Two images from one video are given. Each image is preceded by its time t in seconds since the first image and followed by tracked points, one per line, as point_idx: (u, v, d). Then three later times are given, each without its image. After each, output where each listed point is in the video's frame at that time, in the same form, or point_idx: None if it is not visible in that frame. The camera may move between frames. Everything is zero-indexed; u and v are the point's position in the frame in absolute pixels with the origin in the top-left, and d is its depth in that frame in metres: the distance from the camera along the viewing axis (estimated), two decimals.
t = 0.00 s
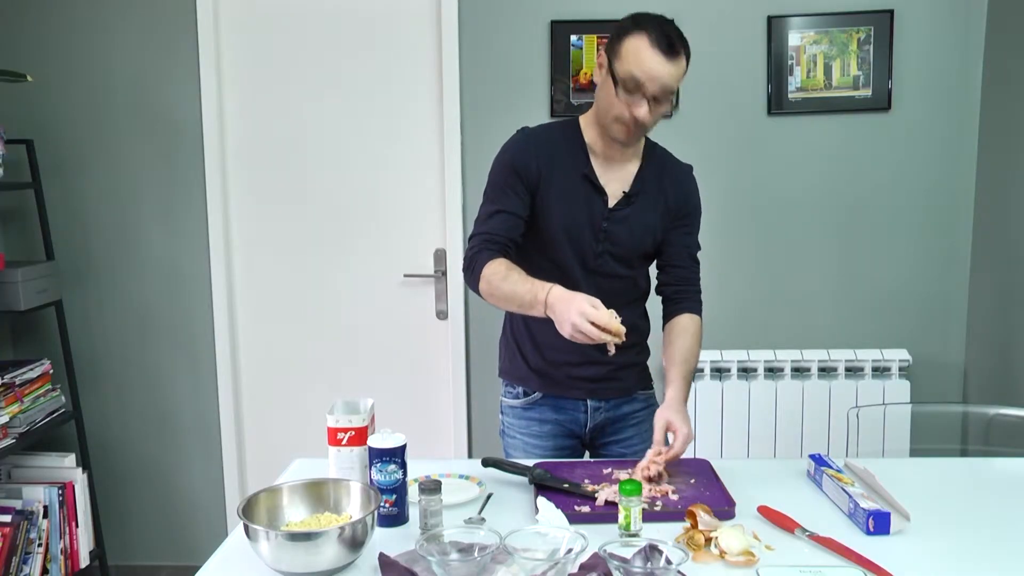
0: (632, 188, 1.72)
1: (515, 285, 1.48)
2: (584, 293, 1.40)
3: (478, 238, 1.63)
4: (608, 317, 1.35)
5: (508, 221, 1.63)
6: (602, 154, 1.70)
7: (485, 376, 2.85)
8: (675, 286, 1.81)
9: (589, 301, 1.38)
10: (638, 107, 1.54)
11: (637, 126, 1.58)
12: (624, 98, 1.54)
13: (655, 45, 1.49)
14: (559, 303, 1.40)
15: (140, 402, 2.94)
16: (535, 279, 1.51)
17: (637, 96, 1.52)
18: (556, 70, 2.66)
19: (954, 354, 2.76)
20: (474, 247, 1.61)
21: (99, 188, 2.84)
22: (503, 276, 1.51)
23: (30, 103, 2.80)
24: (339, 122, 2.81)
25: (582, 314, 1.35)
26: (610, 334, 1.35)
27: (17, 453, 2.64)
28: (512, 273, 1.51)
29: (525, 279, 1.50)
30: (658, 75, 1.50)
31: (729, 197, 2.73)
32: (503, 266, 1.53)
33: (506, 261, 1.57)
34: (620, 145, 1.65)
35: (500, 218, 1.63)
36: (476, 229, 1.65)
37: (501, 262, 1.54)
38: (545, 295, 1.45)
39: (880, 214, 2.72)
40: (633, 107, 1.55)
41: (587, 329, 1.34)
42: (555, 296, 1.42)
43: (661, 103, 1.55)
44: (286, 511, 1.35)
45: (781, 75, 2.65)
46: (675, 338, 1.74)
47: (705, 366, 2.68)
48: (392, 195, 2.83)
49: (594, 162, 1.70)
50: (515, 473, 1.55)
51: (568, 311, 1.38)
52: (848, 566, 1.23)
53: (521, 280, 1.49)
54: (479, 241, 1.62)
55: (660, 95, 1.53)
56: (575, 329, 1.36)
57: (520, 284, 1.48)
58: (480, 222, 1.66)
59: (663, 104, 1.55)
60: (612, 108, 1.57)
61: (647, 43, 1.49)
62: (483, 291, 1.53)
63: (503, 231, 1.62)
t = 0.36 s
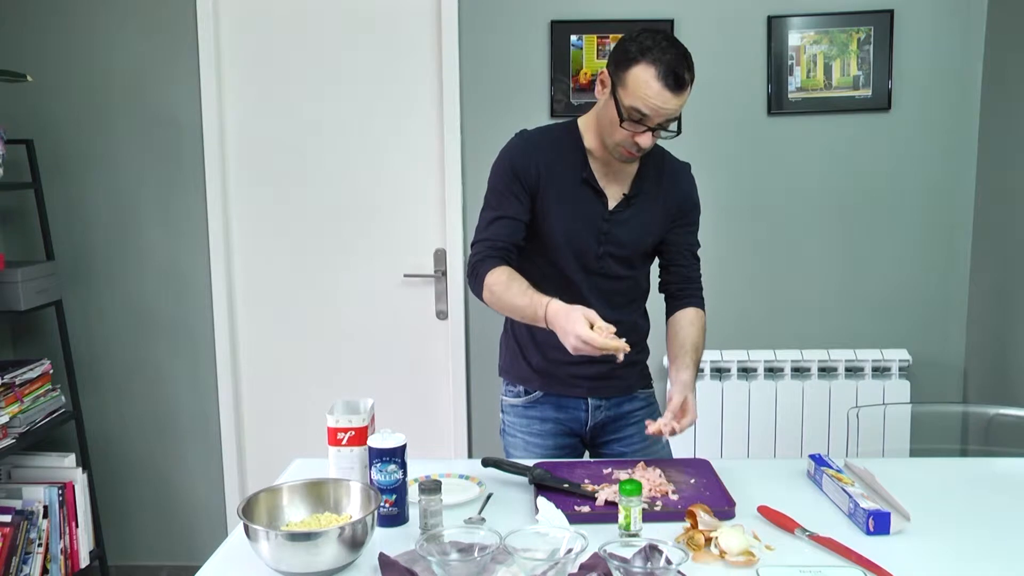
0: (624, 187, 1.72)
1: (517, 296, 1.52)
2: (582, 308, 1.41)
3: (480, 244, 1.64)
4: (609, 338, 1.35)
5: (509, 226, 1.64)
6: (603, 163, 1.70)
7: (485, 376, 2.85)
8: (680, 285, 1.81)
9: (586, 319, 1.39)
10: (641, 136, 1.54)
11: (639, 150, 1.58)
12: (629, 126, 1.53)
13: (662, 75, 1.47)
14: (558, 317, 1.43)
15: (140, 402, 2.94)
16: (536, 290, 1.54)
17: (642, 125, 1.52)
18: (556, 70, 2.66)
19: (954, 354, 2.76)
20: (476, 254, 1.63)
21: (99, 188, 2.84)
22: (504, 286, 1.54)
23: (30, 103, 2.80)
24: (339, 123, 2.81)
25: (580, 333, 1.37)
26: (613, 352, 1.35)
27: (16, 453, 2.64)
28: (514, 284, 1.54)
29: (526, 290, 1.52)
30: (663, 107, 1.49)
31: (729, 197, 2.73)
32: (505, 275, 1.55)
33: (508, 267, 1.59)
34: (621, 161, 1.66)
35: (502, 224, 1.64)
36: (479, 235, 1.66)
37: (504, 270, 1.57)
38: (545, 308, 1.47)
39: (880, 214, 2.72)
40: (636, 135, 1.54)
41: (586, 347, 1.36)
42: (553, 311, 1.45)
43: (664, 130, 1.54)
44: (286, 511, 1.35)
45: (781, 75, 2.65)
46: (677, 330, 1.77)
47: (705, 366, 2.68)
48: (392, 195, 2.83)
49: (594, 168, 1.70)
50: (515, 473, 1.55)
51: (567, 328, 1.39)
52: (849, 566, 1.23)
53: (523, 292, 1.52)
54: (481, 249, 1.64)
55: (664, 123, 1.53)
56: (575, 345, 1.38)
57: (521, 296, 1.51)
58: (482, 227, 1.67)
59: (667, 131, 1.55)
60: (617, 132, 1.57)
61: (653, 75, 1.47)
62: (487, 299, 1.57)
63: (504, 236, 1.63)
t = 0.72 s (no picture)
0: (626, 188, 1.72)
1: (515, 300, 1.53)
2: (580, 316, 1.43)
3: (481, 245, 1.65)
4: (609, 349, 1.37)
5: (510, 227, 1.64)
6: (602, 161, 1.70)
7: (485, 376, 2.85)
8: (680, 285, 1.82)
9: (584, 328, 1.42)
10: (635, 132, 1.53)
11: (634, 148, 1.58)
12: (624, 122, 1.53)
13: (658, 72, 1.47)
14: (557, 324, 1.45)
15: (140, 402, 2.94)
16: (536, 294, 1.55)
17: (637, 122, 1.52)
18: (556, 70, 2.66)
19: (954, 354, 2.77)
20: (479, 255, 1.64)
21: (99, 188, 2.84)
22: (504, 288, 1.55)
23: (30, 103, 2.80)
24: (340, 122, 2.81)
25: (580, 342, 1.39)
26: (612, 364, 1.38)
27: (16, 453, 2.64)
28: (512, 287, 1.55)
29: (524, 294, 1.54)
30: (657, 104, 1.48)
31: (729, 197, 2.73)
32: (505, 277, 1.56)
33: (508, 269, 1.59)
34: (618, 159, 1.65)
35: (502, 224, 1.64)
36: (480, 236, 1.67)
37: (505, 271, 1.58)
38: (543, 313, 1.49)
39: (880, 214, 2.72)
40: (630, 131, 1.53)
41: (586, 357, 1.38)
42: (551, 318, 1.47)
43: (660, 128, 1.53)
44: (286, 511, 1.35)
45: (781, 75, 2.65)
46: (676, 328, 1.78)
47: (705, 366, 2.68)
48: (392, 195, 2.83)
49: (595, 168, 1.70)
50: (515, 473, 1.55)
51: (566, 336, 1.42)
52: (848, 566, 1.23)
53: (522, 296, 1.54)
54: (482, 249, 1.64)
55: (659, 120, 1.52)
56: (574, 353, 1.41)
57: (520, 301, 1.53)
58: (483, 228, 1.68)
59: (662, 129, 1.53)
60: (612, 128, 1.56)
61: (651, 71, 1.47)
62: (486, 299, 1.59)
63: (505, 237, 1.63)
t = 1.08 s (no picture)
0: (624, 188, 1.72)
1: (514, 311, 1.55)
2: (576, 333, 1.44)
3: (484, 246, 1.65)
4: (603, 368, 1.37)
5: (513, 227, 1.64)
6: (599, 159, 1.71)
7: (485, 376, 2.85)
8: (680, 285, 1.82)
9: (579, 345, 1.43)
10: (625, 129, 1.54)
11: (626, 145, 1.58)
12: (614, 117, 1.54)
13: (645, 67, 1.48)
14: (555, 338, 1.47)
15: (140, 402, 2.94)
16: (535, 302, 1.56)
17: (627, 117, 1.53)
18: (556, 70, 2.67)
19: (954, 353, 2.76)
20: (483, 257, 1.64)
21: (99, 188, 2.84)
22: (503, 297, 1.56)
23: (30, 103, 2.80)
24: (340, 122, 2.81)
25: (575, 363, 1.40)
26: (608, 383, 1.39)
27: (16, 453, 2.64)
28: (512, 296, 1.56)
29: (523, 304, 1.55)
30: (645, 98, 1.49)
31: (730, 197, 2.73)
32: (506, 283, 1.57)
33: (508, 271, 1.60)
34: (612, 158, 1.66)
35: (505, 225, 1.64)
36: (482, 237, 1.66)
37: (505, 278, 1.58)
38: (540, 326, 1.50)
39: (880, 214, 2.72)
40: (620, 128, 1.54)
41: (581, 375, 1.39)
42: (548, 332, 1.48)
43: (649, 124, 1.53)
44: (287, 511, 1.35)
45: (781, 75, 2.65)
46: (674, 328, 1.78)
47: (705, 366, 2.68)
48: (392, 195, 2.83)
49: (595, 169, 1.71)
50: (515, 473, 1.55)
51: (563, 353, 1.43)
52: (848, 566, 1.23)
53: (520, 305, 1.55)
54: (486, 251, 1.64)
55: (648, 116, 1.52)
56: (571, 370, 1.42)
57: (518, 311, 1.54)
58: (485, 229, 1.67)
59: (652, 125, 1.54)
60: (604, 124, 1.58)
61: (638, 65, 1.49)
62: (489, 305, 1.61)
63: (508, 237, 1.63)
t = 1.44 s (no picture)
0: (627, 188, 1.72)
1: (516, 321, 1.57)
2: (573, 348, 1.46)
3: (486, 253, 1.67)
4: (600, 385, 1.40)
5: (513, 233, 1.66)
6: (592, 157, 1.71)
7: (485, 376, 2.85)
8: (680, 281, 1.82)
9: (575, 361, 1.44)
10: (601, 115, 1.54)
11: (605, 134, 1.58)
12: (590, 106, 1.55)
13: (613, 50, 1.50)
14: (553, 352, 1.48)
15: (140, 402, 2.94)
16: (535, 311, 1.58)
17: (601, 103, 1.53)
18: (556, 70, 2.67)
19: (954, 353, 2.76)
20: (486, 265, 1.66)
21: (99, 188, 2.84)
22: (505, 307, 1.59)
23: (30, 103, 2.80)
24: (340, 122, 2.81)
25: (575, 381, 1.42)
26: (607, 394, 1.42)
27: (16, 453, 2.64)
28: (513, 307, 1.58)
29: (523, 313, 1.57)
30: (615, 81, 1.50)
31: (730, 197, 2.73)
32: (508, 291, 1.60)
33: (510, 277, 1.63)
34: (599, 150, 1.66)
35: (505, 231, 1.66)
36: (484, 244, 1.69)
37: (506, 285, 1.61)
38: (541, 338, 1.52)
39: (880, 214, 2.72)
40: (597, 115, 1.55)
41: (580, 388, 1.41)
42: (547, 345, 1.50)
43: (624, 108, 1.53)
44: (286, 511, 1.35)
45: (781, 75, 2.65)
46: (673, 322, 1.77)
47: (705, 366, 2.68)
48: (392, 195, 2.83)
49: (592, 169, 1.71)
50: (516, 473, 1.55)
51: (560, 368, 1.45)
52: (848, 566, 1.23)
53: (521, 316, 1.57)
54: (489, 258, 1.66)
55: (621, 100, 1.52)
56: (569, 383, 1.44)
57: (520, 321, 1.56)
58: (486, 236, 1.69)
59: (626, 109, 1.53)
60: (584, 116, 1.59)
61: (608, 50, 1.50)
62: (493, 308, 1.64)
63: (510, 242, 1.65)
